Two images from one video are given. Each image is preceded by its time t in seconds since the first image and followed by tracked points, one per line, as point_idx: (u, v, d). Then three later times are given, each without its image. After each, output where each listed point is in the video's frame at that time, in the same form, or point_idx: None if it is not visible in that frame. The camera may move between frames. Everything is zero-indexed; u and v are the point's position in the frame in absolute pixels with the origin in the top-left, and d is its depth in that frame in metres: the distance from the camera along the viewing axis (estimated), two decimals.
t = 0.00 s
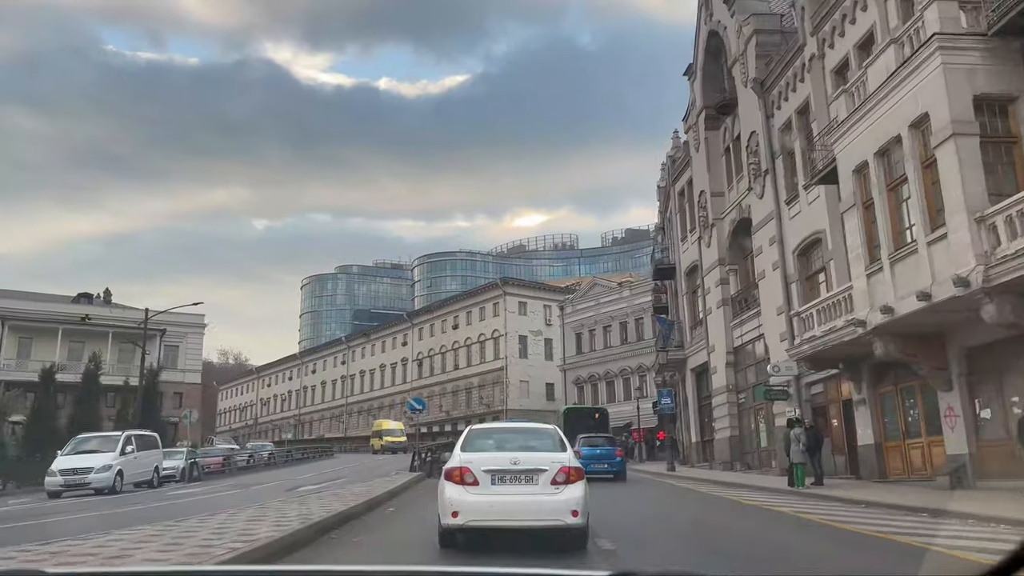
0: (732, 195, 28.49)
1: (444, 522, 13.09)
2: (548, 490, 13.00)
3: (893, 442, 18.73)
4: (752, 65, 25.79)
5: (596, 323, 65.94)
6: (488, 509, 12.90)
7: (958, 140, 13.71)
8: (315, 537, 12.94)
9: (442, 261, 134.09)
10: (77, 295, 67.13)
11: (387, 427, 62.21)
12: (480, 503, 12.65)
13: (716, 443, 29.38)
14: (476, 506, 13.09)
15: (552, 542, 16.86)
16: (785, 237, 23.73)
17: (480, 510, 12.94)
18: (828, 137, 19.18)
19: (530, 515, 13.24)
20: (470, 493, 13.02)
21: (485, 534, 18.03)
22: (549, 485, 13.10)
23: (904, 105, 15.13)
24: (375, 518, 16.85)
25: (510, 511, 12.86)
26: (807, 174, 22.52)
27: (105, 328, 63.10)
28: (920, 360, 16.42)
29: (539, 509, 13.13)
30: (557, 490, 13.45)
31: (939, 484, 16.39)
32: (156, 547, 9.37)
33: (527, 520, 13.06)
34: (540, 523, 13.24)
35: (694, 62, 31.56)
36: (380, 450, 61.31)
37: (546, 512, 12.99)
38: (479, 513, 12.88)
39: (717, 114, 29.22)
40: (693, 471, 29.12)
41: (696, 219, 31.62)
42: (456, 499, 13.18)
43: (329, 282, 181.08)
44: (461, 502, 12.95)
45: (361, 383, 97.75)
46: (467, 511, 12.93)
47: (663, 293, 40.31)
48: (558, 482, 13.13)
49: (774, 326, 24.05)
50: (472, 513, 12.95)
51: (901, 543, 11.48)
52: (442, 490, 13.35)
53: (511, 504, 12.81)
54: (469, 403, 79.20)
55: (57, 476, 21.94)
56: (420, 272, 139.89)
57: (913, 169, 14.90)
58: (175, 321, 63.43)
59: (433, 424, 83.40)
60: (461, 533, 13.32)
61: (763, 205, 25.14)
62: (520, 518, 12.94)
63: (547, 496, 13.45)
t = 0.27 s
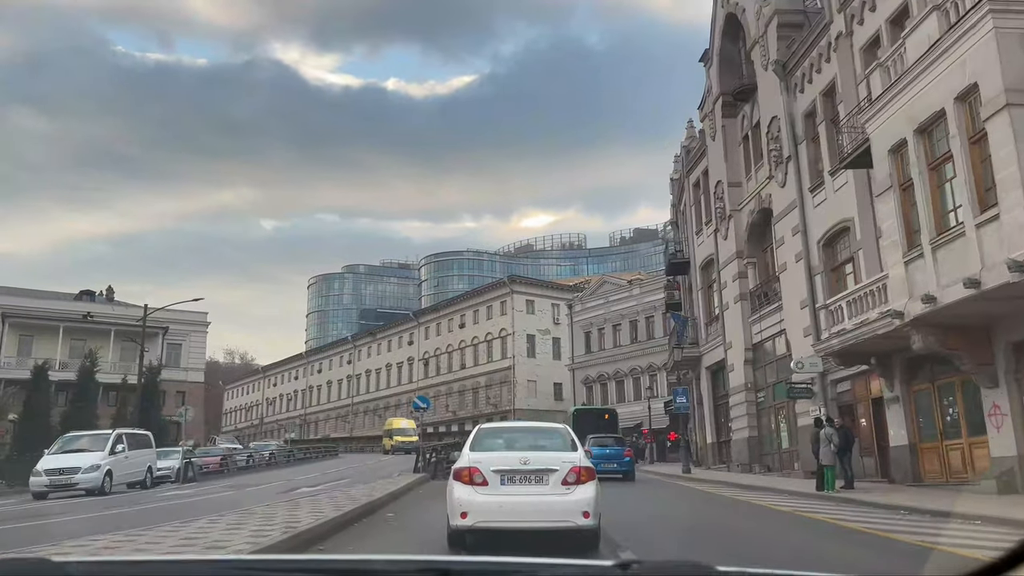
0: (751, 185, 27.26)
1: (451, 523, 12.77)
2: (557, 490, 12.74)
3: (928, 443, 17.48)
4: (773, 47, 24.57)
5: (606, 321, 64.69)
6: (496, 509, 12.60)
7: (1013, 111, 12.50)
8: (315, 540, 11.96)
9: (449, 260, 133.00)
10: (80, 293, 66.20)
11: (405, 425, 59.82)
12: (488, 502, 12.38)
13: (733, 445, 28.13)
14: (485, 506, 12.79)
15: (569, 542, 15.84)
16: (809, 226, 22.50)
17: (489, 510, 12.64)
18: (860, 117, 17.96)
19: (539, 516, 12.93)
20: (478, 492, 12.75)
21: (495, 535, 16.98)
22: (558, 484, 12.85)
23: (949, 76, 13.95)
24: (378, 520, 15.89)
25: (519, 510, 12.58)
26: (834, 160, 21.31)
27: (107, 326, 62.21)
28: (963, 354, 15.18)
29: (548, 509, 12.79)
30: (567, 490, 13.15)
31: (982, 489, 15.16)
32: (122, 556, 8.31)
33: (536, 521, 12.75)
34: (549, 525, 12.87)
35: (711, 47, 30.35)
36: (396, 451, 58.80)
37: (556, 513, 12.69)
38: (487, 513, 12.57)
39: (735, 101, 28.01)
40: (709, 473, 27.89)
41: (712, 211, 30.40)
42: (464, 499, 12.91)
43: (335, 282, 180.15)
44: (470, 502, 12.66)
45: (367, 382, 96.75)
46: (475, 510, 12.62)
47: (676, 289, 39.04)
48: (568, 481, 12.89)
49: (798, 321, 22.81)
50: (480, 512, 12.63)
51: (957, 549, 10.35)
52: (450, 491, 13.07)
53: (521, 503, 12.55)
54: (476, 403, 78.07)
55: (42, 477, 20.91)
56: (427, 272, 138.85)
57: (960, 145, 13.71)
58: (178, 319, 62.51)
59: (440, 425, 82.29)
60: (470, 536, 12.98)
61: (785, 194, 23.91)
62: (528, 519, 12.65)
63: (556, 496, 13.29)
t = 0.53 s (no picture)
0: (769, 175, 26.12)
1: (457, 524, 12.35)
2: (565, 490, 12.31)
3: (964, 446, 16.29)
4: (793, 28, 23.38)
5: (613, 320, 63.50)
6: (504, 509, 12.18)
7: None
8: (310, 545, 10.90)
9: (453, 260, 131.93)
10: (79, 291, 65.31)
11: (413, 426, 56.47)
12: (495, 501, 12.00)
13: (748, 446, 26.96)
14: (491, 507, 12.34)
15: (582, 545, 14.86)
16: (831, 216, 21.31)
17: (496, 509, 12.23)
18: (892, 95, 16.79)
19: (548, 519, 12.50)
20: (485, 493, 12.33)
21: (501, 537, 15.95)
22: (566, 485, 12.46)
23: (995, 47, 12.84)
24: (377, 523, 14.88)
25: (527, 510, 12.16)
26: (859, 146, 20.16)
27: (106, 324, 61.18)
28: (1008, 350, 13.97)
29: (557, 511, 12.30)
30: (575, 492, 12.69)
31: None
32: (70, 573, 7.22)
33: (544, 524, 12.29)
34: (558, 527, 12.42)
35: (725, 32, 29.17)
36: (401, 451, 55.36)
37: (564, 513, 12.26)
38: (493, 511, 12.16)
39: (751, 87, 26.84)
40: (723, 476, 26.71)
41: (726, 203, 29.23)
42: (470, 499, 12.48)
43: (340, 282, 179.14)
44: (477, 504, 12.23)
45: (371, 382, 95.69)
46: (481, 510, 12.21)
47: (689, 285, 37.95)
48: (577, 482, 12.46)
49: (820, 316, 21.62)
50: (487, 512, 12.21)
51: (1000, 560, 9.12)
52: (456, 492, 12.65)
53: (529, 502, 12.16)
54: (480, 403, 76.94)
55: (22, 478, 19.79)
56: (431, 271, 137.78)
57: (1010, 120, 12.55)
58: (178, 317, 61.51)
59: (444, 425, 81.22)
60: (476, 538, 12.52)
61: (806, 183, 22.73)
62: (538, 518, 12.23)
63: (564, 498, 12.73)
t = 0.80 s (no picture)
0: (786, 166, 24.99)
1: (462, 527, 11.80)
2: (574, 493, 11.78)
3: (1001, 451, 15.11)
4: (813, 10, 22.28)
5: (619, 321, 62.33)
6: (510, 512, 11.63)
7: None
8: (313, 548, 9.91)
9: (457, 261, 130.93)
10: (77, 289, 64.43)
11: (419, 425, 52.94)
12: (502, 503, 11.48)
13: (762, 449, 25.82)
14: (497, 510, 11.87)
15: (593, 550, 13.85)
16: (854, 206, 20.18)
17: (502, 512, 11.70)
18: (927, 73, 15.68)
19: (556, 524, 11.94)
20: (491, 494, 11.81)
21: (507, 540, 14.95)
22: (575, 487, 11.93)
23: None
24: (375, 526, 13.92)
25: (534, 513, 11.62)
26: (885, 131, 19.03)
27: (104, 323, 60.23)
28: None
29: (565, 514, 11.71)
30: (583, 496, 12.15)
31: None
32: None
33: (552, 528, 11.72)
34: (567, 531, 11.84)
35: (739, 19, 28.08)
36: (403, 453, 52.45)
37: (572, 516, 11.71)
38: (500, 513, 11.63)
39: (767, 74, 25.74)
40: (737, 480, 25.59)
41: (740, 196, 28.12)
42: (475, 501, 11.96)
43: (343, 283, 178.16)
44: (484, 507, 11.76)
45: (374, 384, 94.67)
46: (487, 513, 11.74)
47: (699, 284, 36.83)
48: (586, 483, 11.93)
49: (843, 312, 20.48)
50: (492, 515, 11.68)
51: None
52: (461, 494, 12.14)
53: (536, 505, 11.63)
54: (484, 405, 75.85)
55: None
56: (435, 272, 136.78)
57: None
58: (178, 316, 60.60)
59: (447, 427, 80.14)
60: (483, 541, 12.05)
61: (827, 172, 21.60)
62: (545, 522, 11.69)
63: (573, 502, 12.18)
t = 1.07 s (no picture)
0: (802, 157, 23.93)
1: (467, 533, 11.50)
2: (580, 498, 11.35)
3: None
4: None
5: (623, 322, 61.26)
6: (515, 518, 11.29)
7: None
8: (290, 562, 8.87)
9: (458, 263, 129.96)
10: (72, 288, 63.44)
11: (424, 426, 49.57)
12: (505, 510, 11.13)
13: (776, 453, 24.77)
14: (503, 516, 11.44)
15: (604, 559, 12.87)
16: (876, 197, 19.13)
17: (507, 518, 11.37)
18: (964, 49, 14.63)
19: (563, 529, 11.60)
20: (496, 500, 11.48)
21: (513, 545, 13.98)
22: (581, 492, 11.55)
23: None
24: (369, 533, 13.00)
25: (539, 519, 11.25)
26: (910, 117, 18.01)
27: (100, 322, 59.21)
28: None
29: (572, 520, 11.30)
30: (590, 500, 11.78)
31: None
32: None
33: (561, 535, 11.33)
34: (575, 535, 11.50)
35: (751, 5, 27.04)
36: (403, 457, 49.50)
37: (579, 522, 11.35)
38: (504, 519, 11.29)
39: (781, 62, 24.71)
40: (750, 485, 24.50)
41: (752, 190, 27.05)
42: (480, 507, 11.63)
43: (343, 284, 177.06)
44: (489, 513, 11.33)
45: (374, 385, 93.61)
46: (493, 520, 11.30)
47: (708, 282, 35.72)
48: (592, 489, 11.53)
49: (865, 308, 19.40)
50: (498, 520, 11.36)
51: None
52: (466, 499, 11.81)
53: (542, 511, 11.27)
54: (485, 407, 74.76)
55: None
56: (436, 274, 135.75)
57: None
58: (174, 316, 59.58)
59: (448, 429, 79.06)
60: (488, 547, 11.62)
61: (847, 161, 20.53)
62: (551, 528, 11.35)
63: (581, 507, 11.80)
